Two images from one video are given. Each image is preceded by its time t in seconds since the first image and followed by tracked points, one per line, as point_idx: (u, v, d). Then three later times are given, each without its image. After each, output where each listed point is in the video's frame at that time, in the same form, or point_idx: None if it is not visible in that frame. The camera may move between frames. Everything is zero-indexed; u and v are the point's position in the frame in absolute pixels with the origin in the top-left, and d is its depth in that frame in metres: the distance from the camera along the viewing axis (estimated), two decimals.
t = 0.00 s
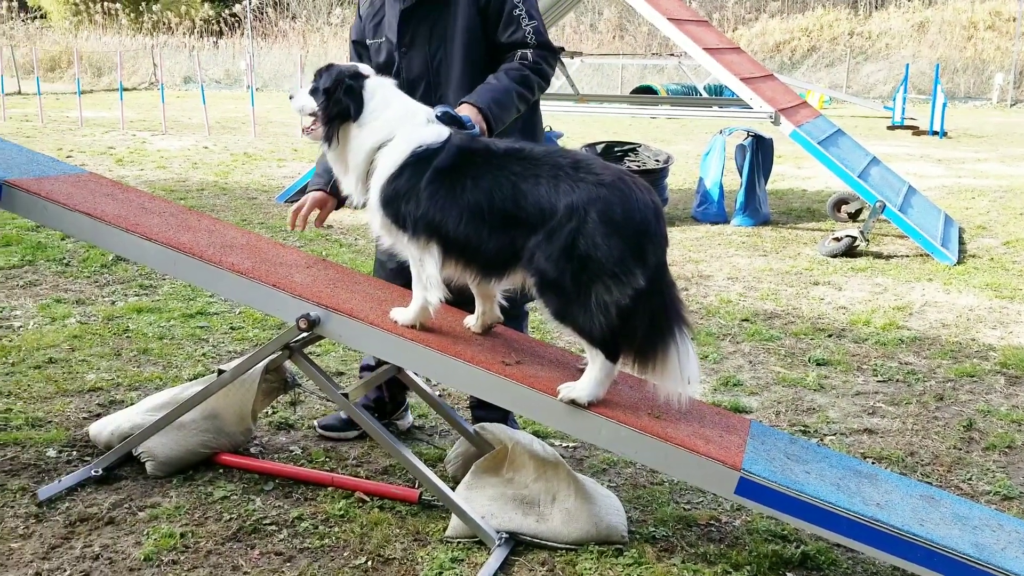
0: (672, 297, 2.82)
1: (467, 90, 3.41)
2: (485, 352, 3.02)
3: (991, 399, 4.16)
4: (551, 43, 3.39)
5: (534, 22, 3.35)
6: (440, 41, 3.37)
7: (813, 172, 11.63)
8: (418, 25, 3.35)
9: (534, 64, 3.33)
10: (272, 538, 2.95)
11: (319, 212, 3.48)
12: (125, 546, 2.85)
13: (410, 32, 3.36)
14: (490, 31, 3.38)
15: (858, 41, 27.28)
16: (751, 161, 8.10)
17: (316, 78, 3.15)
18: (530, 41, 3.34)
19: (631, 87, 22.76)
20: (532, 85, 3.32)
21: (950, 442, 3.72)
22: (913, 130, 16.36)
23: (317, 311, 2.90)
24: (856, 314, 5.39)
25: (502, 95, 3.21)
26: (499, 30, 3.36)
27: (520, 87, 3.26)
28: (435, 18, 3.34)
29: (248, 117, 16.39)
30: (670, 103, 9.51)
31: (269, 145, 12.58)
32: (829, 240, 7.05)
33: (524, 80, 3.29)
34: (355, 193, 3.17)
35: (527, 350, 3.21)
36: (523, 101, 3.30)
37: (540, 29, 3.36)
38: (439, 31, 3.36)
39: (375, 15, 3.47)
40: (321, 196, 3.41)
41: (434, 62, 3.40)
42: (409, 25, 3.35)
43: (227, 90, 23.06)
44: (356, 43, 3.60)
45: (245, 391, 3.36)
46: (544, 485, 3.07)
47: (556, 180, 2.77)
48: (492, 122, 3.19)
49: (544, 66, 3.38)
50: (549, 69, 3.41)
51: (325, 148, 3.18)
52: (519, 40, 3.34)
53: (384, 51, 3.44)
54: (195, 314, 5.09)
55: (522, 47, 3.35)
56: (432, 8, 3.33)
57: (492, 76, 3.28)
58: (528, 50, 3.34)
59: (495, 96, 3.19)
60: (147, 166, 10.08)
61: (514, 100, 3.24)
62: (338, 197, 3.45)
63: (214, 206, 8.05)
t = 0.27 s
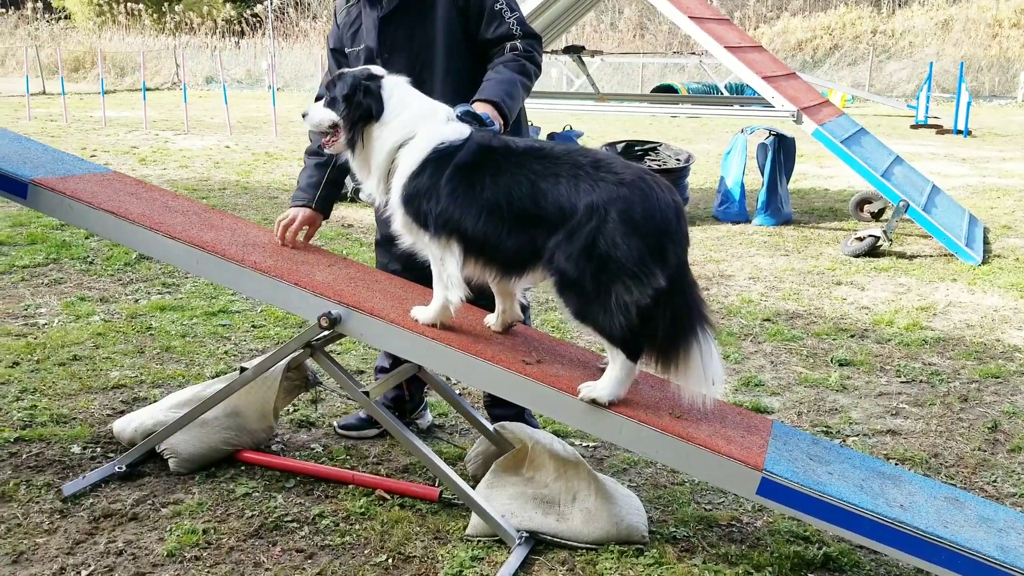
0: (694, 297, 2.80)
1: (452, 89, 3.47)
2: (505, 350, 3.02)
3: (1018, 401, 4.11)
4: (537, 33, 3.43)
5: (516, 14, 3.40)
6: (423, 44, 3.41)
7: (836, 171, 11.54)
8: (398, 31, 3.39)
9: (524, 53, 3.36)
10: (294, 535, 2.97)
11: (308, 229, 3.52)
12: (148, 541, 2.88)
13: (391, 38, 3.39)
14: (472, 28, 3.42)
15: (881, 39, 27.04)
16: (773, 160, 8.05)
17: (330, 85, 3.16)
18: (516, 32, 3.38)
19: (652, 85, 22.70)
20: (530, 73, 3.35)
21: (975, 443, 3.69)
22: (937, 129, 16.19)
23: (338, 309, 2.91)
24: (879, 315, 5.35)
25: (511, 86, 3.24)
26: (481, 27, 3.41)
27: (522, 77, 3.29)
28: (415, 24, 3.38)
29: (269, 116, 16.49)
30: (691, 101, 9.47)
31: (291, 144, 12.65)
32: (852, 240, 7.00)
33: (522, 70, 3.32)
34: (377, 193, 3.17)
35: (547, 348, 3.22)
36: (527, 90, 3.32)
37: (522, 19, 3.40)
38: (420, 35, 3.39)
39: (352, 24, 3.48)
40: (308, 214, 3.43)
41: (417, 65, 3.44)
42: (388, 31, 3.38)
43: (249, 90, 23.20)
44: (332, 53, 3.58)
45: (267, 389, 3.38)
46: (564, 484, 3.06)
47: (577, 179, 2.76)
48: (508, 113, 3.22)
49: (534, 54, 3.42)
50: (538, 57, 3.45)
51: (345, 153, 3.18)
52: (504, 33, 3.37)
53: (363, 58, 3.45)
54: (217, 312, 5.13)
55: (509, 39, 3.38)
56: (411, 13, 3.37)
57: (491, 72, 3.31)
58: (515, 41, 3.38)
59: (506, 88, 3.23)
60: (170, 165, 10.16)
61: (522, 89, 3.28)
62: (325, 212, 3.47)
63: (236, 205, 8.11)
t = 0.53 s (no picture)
0: (723, 296, 2.79)
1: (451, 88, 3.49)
2: (530, 350, 3.02)
3: None
4: (538, 30, 3.38)
5: (516, 12, 3.36)
6: (422, 46, 3.44)
7: (863, 171, 11.43)
8: (396, 33, 3.43)
9: (526, 51, 3.32)
10: (319, 532, 2.98)
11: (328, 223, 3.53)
12: (175, 537, 2.91)
13: (389, 40, 3.43)
14: (471, 27, 3.41)
15: (908, 38, 26.74)
16: (799, 160, 8.00)
17: (340, 111, 3.20)
18: (517, 31, 3.34)
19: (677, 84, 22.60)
20: (537, 72, 3.32)
21: (1006, 447, 3.64)
22: (966, 129, 15.99)
23: (364, 308, 2.93)
24: (907, 316, 5.30)
25: (527, 87, 3.23)
26: (480, 25, 3.39)
27: (533, 77, 3.28)
28: (413, 25, 3.42)
29: (294, 116, 16.58)
30: (716, 100, 9.43)
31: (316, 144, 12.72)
32: (880, 240, 6.94)
33: (529, 70, 3.31)
34: (405, 201, 3.17)
35: (572, 348, 3.22)
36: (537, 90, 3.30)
37: (522, 17, 3.36)
38: (418, 37, 3.43)
39: (353, 26, 3.53)
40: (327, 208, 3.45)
41: (415, 66, 3.47)
42: (387, 33, 3.42)
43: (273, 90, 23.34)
44: (338, 54, 3.64)
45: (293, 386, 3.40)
46: (588, 485, 3.06)
47: (604, 179, 2.75)
48: (529, 113, 3.21)
49: (537, 51, 3.37)
50: (542, 54, 3.41)
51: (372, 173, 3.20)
52: (504, 32, 3.34)
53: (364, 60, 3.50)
54: (243, 310, 5.17)
55: (510, 38, 3.35)
56: (408, 15, 3.40)
57: (504, 74, 3.29)
58: (517, 40, 3.34)
59: (523, 90, 3.22)
60: (196, 165, 10.25)
61: (536, 88, 3.27)
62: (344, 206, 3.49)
63: (261, 204, 8.17)
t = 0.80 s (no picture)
0: (753, 297, 2.79)
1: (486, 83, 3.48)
2: (556, 350, 3.02)
3: None
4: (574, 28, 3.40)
5: (551, 10, 3.37)
6: (458, 40, 3.44)
7: (893, 172, 11.32)
8: (432, 27, 3.43)
9: (561, 49, 3.33)
10: (346, 529, 3.00)
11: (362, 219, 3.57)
12: (204, 532, 2.94)
13: (424, 35, 3.43)
14: (507, 24, 3.41)
15: (940, 38, 26.40)
16: (829, 160, 7.93)
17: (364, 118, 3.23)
18: (553, 28, 3.35)
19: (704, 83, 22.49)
20: (571, 70, 3.32)
21: None
22: (998, 130, 15.76)
23: (391, 306, 2.94)
24: (938, 319, 5.24)
25: (558, 87, 3.23)
26: (516, 22, 3.39)
27: (564, 75, 3.28)
28: (449, 20, 3.42)
29: (321, 115, 16.69)
30: (744, 100, 9.38)
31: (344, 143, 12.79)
32: (911, 242, 6.89)
33: (564, 68, 3.31)
34: (435, 202, 3.18)
35: (598, 348, 3.22)
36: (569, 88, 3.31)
37: (558, 15, 3.37)
38: (454, 32, 3.43)
39: (389, 21, 3.53)
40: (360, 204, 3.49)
41: (449, 61, 3.48)
42: (422, 28, 3.42)
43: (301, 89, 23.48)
44: (373, 50, 3.65)
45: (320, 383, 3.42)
46: (615, 486, 3.05)
47: (633, 179, 2.74)
48: (558, 113, 3.21)
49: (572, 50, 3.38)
50: (577, 53, 3.42)
51: (398, 177, 3.21)
52: (539, 29, 3.35)
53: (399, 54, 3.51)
54: (271, 307, 5.21)
55: (546, 36, 3.35)
56: (444, 9, 3.40)
57: (536, 74, 3.30)
58: (552, 37, 3.35)
59: (554, 90, 3.22)
60: (225, 162, 10.34)
61: (568, 88, 3.27)
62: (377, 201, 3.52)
63: (288, 202, 8.23)
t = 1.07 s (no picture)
0: (769, 298, 2.77)
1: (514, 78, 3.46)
2: (574, 348, 3.02)
3: None
4: (606, 31, 3.38)
5: (585, 10, 3.36)
6: (490, 33, 3.43)
7: (913, 171, 11.23)
8: (466, 19, 3.42)
9: (591, 53, 3.33)
10: (362, 525, 3.01)
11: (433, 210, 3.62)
12: (221, 527, 2.96)
13: (457, 26, 3.43)
14: (540, 20, 3.40)
15: (960, 36, 26.16)
16: (848, 159, 7.88)
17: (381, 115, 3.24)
18: (585, 30, 3.34)
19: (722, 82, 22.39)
20: (598, 75, 3.32)
21: None
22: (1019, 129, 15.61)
23: (409, 304, 2.95)
24: (958, 320, 5.20)
25: (579, 90, 3.23)
26: (549, 20, 3.37)
27: (590, 79, 3.27)
28: (482, 12, 3.40)
29: (338, 112, 16.74)
30: (762, 99, 9.33)
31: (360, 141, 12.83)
32: (931, 242, 6.84)
33: (591, 72, 3.30)
34: (451, 201, 3.19)
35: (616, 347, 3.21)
36: (593, 92, 3.30)
37: (592, 17, 3.35)
38: (487, 24, 3.42)
39: (425, 11, 3.55)
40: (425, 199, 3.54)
41: (480, 54, 3.47)
42: (456, 19, 3.42)
43: (319, 87, 23.56)
44: (410, 41, 3.68)
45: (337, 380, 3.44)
46: (632, 484, 3.04)
47: (655, 180, 2.72)
48: (577, 115, 3.20)
49: (602, 53, 3.37)
50: (607, 57, 3.40)
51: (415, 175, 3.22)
52: (571, 28, 3.33)
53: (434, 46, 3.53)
54: (288, 304, 5.23)
55: (577, 36, 3.35)
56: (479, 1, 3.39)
57: (560, 74, 3.30)
58: (583, 39, 3.34)
59: (575, 92, 3.21)
60: (243, 160, 10.40)
61: (590, 91, 3.26)
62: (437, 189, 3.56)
63: (305, 200, 8.26)
